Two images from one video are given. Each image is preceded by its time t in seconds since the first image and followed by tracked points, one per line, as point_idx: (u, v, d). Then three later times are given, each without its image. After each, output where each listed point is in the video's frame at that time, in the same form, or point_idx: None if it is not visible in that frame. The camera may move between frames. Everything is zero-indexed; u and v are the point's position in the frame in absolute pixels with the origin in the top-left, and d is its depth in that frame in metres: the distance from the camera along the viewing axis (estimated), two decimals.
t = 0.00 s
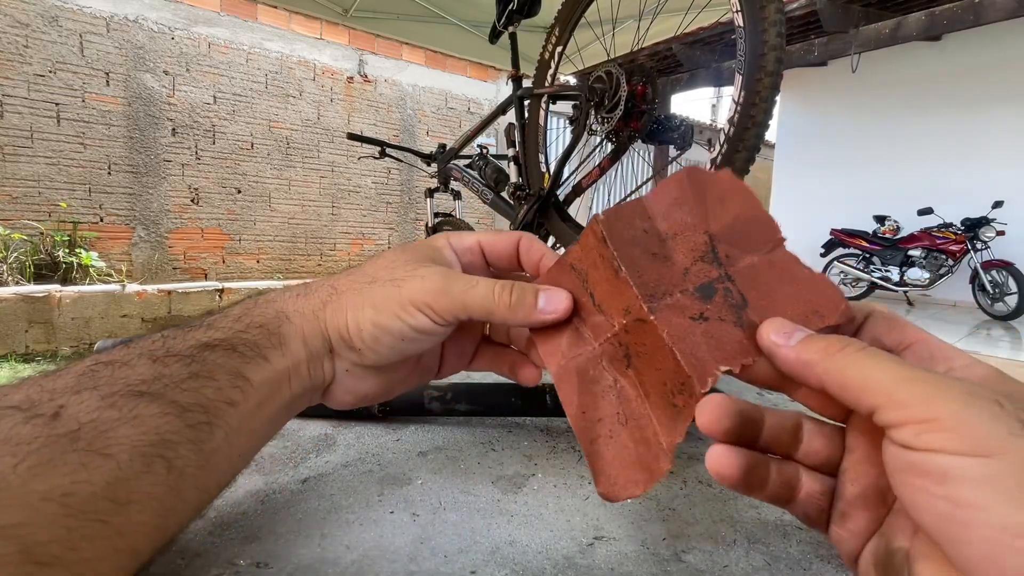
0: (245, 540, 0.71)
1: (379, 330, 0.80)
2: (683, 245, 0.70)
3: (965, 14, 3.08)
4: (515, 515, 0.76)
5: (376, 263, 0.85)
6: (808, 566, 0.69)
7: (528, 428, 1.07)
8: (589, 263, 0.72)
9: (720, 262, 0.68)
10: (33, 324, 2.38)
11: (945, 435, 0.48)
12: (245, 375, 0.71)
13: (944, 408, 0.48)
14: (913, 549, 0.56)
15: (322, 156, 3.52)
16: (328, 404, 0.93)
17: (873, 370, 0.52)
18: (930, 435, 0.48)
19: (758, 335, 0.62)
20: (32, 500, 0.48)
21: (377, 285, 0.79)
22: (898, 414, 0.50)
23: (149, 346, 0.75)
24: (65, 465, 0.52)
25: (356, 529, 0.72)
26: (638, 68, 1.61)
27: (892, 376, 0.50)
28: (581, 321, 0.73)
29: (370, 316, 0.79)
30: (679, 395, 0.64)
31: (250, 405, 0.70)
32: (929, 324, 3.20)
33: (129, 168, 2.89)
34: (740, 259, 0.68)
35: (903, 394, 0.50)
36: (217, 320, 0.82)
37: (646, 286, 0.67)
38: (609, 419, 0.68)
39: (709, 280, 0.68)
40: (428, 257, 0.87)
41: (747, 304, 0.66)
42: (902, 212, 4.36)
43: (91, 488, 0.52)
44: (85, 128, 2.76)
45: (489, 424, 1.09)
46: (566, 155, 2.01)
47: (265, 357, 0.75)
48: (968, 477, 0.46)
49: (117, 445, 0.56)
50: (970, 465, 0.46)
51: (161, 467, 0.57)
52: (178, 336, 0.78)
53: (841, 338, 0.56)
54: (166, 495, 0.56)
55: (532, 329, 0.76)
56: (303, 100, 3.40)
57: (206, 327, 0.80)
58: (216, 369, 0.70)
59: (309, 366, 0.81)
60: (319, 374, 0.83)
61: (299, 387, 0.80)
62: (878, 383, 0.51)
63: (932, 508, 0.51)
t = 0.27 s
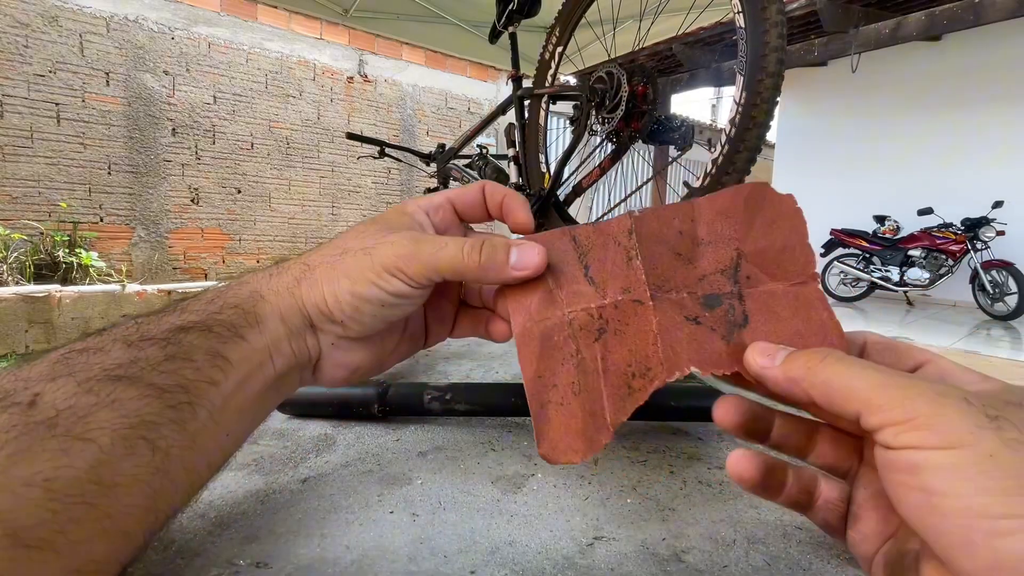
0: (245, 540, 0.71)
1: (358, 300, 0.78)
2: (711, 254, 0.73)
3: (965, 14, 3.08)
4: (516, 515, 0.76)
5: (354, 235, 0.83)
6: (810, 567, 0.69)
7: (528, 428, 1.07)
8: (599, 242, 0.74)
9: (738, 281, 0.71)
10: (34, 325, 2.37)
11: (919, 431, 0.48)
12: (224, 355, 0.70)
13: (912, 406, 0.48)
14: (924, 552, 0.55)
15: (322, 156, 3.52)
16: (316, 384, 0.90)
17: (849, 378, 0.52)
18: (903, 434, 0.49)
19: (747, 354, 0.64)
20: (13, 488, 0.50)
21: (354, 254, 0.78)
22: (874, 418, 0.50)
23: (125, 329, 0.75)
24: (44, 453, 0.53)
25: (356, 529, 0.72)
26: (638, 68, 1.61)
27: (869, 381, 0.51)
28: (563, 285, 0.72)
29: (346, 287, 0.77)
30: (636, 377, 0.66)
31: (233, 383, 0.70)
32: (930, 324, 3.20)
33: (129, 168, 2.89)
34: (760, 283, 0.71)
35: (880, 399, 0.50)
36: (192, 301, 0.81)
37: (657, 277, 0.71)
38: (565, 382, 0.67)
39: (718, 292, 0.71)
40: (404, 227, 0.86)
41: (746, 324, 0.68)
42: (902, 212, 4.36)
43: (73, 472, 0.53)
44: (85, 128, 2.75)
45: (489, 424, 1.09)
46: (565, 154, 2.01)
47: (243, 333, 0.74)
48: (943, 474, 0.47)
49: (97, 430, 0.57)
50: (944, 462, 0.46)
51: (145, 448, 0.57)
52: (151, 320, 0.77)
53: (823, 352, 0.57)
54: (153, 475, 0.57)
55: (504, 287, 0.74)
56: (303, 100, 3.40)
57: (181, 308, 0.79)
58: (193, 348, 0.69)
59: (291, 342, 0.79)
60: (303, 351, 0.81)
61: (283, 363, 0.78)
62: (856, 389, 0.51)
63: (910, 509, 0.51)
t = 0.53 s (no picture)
0: (245, 540, 0.71)
1: (344, 291, 0.76)
2: (697, 256, 0.72)
3: (964, 14, 3.09)
4: (516, 514, 0.77)
5: (341, 225, 0.83)
6: (809, 567, 0.69)
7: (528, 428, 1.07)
8: (587, 234, 0.75)
9: (721, 286, 0.70)
10: (34, 325, 2.37)
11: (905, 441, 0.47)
12: (216, 347, 0.70)
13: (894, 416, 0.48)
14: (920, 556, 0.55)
15: (322, 156, 3.52)
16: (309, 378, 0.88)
17: (830, 392, 0.52)
18: (886, 445, 0.48)
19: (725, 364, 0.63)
20: (9, 478, 0.50)
21: (342, 242, 0.77)
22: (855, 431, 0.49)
23: (120, 324, 0.75)
24: (39, 445, 0.54)
25: (355, 529, 0.73)
26: (639, 69, 1.61)
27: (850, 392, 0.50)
28: (546, 273, 0.72)
29: (330, 276, 0.75)
30: (610, 372, 0.66)
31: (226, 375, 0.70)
32: (929, 324, 3.20)
33: (130, 168, 2.89)
34: (742, 290, 0.69)
35: (863, 412, 0.49)
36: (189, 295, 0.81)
37: (639, 273, 0.71)
38: (538, 370, 0.67)
39: (700, 295, 0.69)
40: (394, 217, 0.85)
41: (724, 330, 0.67)
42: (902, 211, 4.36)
43: (69, 463, 0.53)
44: (85, 128, 2.76)
45: (488, 423, 1.09)
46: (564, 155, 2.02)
47: (235, 326, 0.74)
48: (931, 479, 0.46)
49: (90, 421, 0.57)
50: (931, 468, 0.46)
51: (140, 441, 0.58)
52: (145, 316, 0.76)
53: (801, 367, 0.56)
54: (148, 468, 0.57)
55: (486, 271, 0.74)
56: (303, 100, 3.40)
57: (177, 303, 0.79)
58: (186, 341, 0.69)
59: (281, 334, 0.78)
60: (294, 344, 0.80)
61: (275, 358, 0.77)
62: (838, 404, 0.51)
63: (903, 518, 0.50)
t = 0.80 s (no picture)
0: (244, 540, 0.71)
1: (341, 291, 0.77)
2: (696, 255, 0.69)
3: (965, 14, 3.09)
4: (516, 515, 0.76)
5: (338, 225, 0.83)
6: (809, 567, 0.68)
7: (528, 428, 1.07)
8: (585, 234, 0.73)
9: (718, 284, 0.67)
10: (33, 324, 2.37)
11: (906, 448, 0.47)
12: (213, 348, 0.69)
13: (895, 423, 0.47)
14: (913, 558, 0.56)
15: (322, 156, 3.52)
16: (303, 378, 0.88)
17: (823, 397, 0.50)
18: (888, 451, 0.48)
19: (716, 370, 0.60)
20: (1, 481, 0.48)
21: (338, 243, 0.77)
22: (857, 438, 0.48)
23: (113, 325, 0.73)
24: (32, 446, 0.52)
25: (355, 529, 0.73)
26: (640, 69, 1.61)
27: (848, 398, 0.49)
28: (542, 276, 0.72)
29: (327, 275, 0.76)
30: (603, 373, 0.65)
31: (224, 375, 0.68)
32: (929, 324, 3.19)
33: (130, 168, 2.89)
34: (739, 290, 0.67)
35: (856, 418, 0.48)
36: (183, 295, 0.80)
37: (634, 272, 0.68)
38: (533, 371, 0.67)
39: (696, 295, 0.67)
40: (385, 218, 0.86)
41: (720, 331, 0.65)
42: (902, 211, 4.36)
43: (63, 465, 0.51)
44: (85, 128, 2.76)
45: (488, 423, 1.10)
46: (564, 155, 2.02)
47: (233, 328, 0.73)
48: (931, 485, 0.46)
49: (85, 422, 0.55)
50: (932, 477, 0.46)
51: (136, 442, 0.56)
52: (139, 316, 0.75)
53: (794, 367, 0.54)
54: (144, 469, 0.55)
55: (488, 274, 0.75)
56: (303, 100, 3.40)
57: (172, 304, 0.77)
58: (182, 342, 0.68)
59: (279, 335, 0.78)
60: (292, 344, 0.80)
61: (272, 357, 0.77)
62: (833, 409, 0.49)
63: (900, 520, 0.50)
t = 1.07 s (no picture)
0: (244, 540, 0.71)
1: (343, 280, 0.75)
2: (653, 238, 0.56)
3: (965, 14, 3.08)
4: (516, 514, 0.77)
5: (332, 214, 0.80)
6: (807, 565, 0.69)
7: (528, 428, 1.07)
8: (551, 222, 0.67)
9: (682, 274, 0.56)
10: (34, 325, 2.37)
11: (943, 438, 0.40)
12: (207, 344, 0.68)
13: (937, 408, 0.41)
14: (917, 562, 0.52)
15: (322, 156, 3.52)
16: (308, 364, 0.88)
17: (862, 377, 0.43)
18: (926, 440, 0.41)
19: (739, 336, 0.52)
20: None
21: (337, 232, 0.75)
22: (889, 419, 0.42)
23: (105, 322, 0.72)
24: (23, 445, 0.51)
25: (355, 529, 0.73)
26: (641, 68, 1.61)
27: (886, 381, 0.42)
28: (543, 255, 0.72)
29: (329, 265, 0.74)
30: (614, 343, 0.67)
31: (218, 372, 0.68)
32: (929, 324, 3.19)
33: (130, 168, 2.89)
34: (713, 271, 0.53)
35: (895, 405, 0.41)
36: (176, 291, 0.78)
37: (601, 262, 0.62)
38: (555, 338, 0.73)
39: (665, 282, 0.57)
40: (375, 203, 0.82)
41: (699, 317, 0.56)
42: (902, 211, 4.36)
43: (56, 465, 0.50)
44: (85, 128, 2.75)
45: (488, 423, 1.10)
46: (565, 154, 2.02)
47: (228, 322, 0.72)
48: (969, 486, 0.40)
49: (78, 422, 0.54)
50: (974, 472, 0.40)
51: (131, 441, 0.55)
52: (132, 312, 0.74)
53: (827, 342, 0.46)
54: (138, 467, 0.55)
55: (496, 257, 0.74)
56: (303, 100, 3.41)
57: (165, 299, 0.76)
58: (176, 338, 0.67)
59: (276, 328, 0.77)
60: (289, 335, 0.80)
61: (269, 349, 0.77)
62: (871, 387, 0.42)
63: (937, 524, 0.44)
